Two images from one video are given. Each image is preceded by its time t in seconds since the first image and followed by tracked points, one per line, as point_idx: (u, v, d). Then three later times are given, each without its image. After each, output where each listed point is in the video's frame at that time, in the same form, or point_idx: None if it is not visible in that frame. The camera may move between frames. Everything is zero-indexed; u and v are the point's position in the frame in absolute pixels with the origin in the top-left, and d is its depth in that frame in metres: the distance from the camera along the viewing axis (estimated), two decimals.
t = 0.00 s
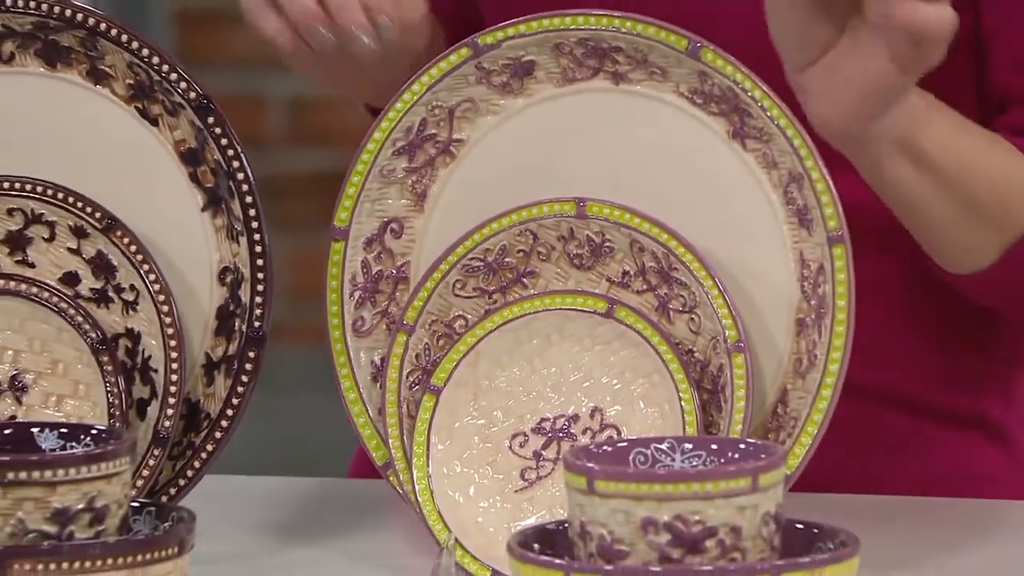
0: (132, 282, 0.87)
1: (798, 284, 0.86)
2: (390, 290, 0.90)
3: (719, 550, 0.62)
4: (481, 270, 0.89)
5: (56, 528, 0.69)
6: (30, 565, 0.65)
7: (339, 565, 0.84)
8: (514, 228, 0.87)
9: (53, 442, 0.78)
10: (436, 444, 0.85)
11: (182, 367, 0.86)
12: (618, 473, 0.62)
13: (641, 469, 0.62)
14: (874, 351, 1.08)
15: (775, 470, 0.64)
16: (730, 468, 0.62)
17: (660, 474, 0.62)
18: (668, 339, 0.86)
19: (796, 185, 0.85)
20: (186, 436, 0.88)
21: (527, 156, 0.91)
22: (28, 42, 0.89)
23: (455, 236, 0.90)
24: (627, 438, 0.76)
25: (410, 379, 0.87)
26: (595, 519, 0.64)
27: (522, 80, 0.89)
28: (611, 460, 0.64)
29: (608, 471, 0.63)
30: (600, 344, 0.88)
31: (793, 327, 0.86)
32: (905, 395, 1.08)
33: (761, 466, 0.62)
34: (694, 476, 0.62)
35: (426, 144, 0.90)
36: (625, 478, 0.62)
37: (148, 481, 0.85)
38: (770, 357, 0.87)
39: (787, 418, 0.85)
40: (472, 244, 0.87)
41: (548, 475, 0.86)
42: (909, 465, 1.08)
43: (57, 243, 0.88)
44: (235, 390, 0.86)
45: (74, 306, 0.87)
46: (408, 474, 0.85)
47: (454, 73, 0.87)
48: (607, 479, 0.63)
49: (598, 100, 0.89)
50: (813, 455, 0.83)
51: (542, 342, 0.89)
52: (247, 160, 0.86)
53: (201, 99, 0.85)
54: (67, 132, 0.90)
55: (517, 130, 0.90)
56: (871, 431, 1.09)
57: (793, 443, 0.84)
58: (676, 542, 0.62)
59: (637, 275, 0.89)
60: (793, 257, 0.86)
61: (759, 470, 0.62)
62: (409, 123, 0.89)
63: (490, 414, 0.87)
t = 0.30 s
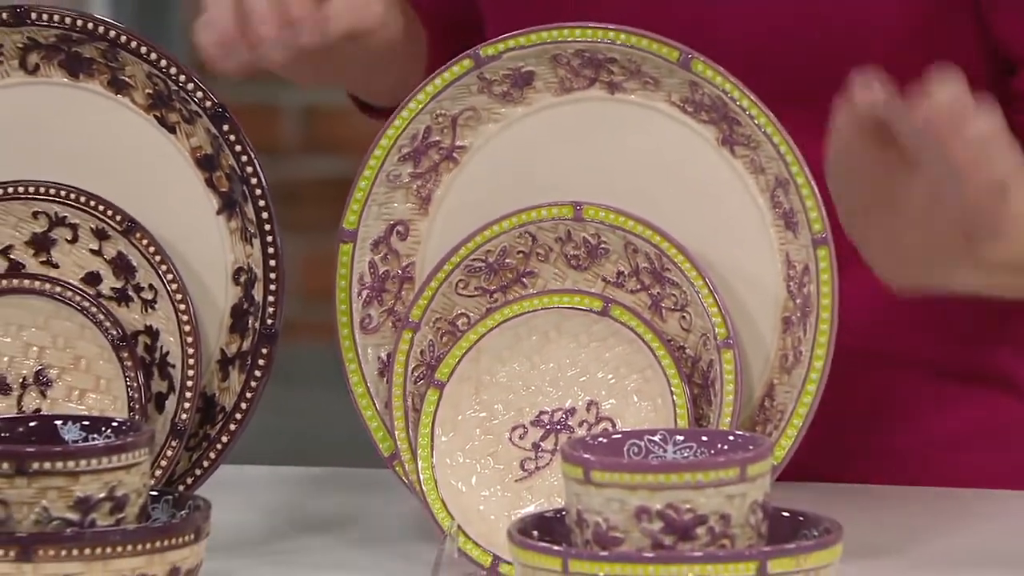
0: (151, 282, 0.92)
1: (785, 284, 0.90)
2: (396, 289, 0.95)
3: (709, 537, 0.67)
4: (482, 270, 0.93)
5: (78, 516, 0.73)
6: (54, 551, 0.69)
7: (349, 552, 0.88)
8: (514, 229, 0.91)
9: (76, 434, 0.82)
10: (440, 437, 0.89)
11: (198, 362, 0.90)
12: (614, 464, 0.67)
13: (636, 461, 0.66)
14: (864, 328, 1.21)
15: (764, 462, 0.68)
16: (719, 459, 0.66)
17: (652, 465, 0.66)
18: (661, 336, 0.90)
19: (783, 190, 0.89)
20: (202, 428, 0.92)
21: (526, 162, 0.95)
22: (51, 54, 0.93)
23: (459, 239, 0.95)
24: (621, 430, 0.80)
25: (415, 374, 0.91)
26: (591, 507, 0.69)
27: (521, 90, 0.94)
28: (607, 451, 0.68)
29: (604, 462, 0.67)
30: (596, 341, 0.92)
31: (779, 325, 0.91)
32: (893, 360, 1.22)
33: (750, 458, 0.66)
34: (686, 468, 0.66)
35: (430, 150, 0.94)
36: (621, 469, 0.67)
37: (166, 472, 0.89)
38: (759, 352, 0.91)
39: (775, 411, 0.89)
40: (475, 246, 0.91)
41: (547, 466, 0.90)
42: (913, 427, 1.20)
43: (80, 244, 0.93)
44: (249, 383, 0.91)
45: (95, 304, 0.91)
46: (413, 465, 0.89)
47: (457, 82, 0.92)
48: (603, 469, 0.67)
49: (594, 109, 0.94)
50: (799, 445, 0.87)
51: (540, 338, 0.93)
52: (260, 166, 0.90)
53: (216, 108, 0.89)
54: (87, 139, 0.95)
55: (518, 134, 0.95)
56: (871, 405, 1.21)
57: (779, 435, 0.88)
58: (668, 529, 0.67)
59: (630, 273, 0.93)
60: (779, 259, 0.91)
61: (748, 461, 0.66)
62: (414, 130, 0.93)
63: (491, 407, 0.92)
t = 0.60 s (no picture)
0: (169, 281, 0.96)
1: (772, 284, 0.95)
2: (402, 288, 0.99)
3: (700, 524, 0.71)
4: (484, 271, 0.98)
5: (100, 504, 0.76)
6: (76, 537, 0.73)
7: (358, 539, 0.93)
8: (514, 231, 0.96)
9: (99, 426, 0.87)
10: (445, 430, 0.94)
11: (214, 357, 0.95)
12: (609, 454, 0.71)
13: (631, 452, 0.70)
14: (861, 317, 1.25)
15: (752, 453, 0.73)
16: (710, 450, 0.71)
17: (646, 457, 0.70)
18: (654, 333, 0.95)
19: (770, 194, 0.94)
20: (218, 421, 0.97)
21: (526, 169, 1.00)
22: (74, 64, 0.98)
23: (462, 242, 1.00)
24: (616, 423, 0.84)
25: (420, 370, 0.95)
26: (588, 496, 0.73)
27: (521, 98, 0.98)
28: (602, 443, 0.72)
29: (599, 453, 0.71)
30: (593, 337, 0.97)
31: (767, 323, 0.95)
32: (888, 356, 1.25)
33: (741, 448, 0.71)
34: (678, 459, 0.70)
35: (434, 156, 0.99)
36: (616, 459, 0.71)
37: (183, 462, 0.94)
38: (748, 348, 0.95)
39: (763, 404, 0.94)
40: (477, 247, 0.96)
41: (546, 457, 0.95)
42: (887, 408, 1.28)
43: (101, 246, 0.97)
44: (262, 378, 0.96)
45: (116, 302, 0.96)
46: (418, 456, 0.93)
47: (461, 91, 0.96)
48: (598, 460, 0.71)
49: (593, 116, 0.98)
50: (786, 437, 0.92)
51: (539, 335, 0.97)
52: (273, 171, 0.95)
53: (232, 116, 0.94)
54: (108, 145, 1.00)
55: (520, 142, 0.99)
56: (854, 388, 1.28)
57: (767, 427, 0.93)
58: (661, 517, 0.71)
59: (625, 273, 0.98)
60: (767, 259, 0.95)
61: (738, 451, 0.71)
62: (420, 137, 0.98)
63: (492, 401, 0.96)
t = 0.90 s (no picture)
0: (182, 280, 1.00)
1: (765, 283, 0.98)
2: (407, 285, 1.03)
3: (696, 515, 0.74)
4: (487, 270, 1.01)
5: (115, 495, 0.79)
6: (92, 528, 0.75)
7: (365, 530, 0.96)
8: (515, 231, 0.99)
9: (114, 420, 0.90)
10: (448, 424, 0.97)
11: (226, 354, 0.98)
12: (608, 447, 0.74)
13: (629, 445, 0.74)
14: (842, 306, 1.28)
15: (745, 446, 0.76)
16: (705, 444, 0.74)
17: (643, 449, 0.73)
18: (651, 330, 0.98)
19: (763, 196, 0.97)
20: (229, 415, 1.00)
21: (526, 172, 1.03)
22: (91, 70, 1.01)
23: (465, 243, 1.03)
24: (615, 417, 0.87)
25: (425, 366, 0.99)
26: (587, 488, 0.76)
27: (522, 103, 1.01)
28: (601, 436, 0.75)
29: (599, 446, 0.74)
30: (592, 334, 1.00)
31: (760, 321, 0.98)
32: (868, 345, 1.28)
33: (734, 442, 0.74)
34: (674, 452, 0.73)
35: (437, 159, 1.02)
36: (615, 452, 0.74)
37: (196, 455, 0.97)
38: (741, 344, 0.99)
39: (757, 399, 0.97)
40: (479, 246, 0.99)
41: (546, 450, 0.98)
42: (879, 398, 1.29)
43: (116, 246, 1.01)
44: (272, 373, 0.99)
45: (131, 301, 0.99)
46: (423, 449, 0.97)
47: (464, 96, 1.00)
48: (598, 453, 0.74)
49: (593, 122, 1.02)
50: (778, 430, 0.95)
51: (540, 331, 1.00)
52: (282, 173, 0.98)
53: (242, 120, 0.97)
54: (123, 148, 1.03)
55: (520, 145, 1.03)
56: (843, 380, 1.30)
57: (760, 421, 0.96)
58: (658, 508, 0.74)
59: (622, 272, 1.01)
60: (759, 259, 0.99)
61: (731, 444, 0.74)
62: (424, 141, 1.01)
63: (495, 395, 0.99)
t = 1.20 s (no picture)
0: (195, 277, 1.02)
1: (761, 279, 1.01)
2: (413, 282, 1.05)
3: (694, 504, 0.77)
4: (490, 266, 1.04)
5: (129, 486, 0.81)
6: (107, 517, 0.78)
7: (372, 520, 0.99)
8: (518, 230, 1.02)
9: (130, 413, 0.92)
10: (454, 417, 0.99)
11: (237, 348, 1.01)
12: (607, 439, 0.77)
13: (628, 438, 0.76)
14: (829, 301, 1.31)
15: (741, 437, 0.78)
16: (703, 436, 0.76)
17: (643, 442, 0.76)
18: (651, 325, 1.01)
19: (760, 195, 1.00)
20: (240, 408, 1.03)
21: (529, 171, 1.06)
22: (106, 73, 1.04)
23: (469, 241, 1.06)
24: (616, 410, 0.90)
25: (431, 361, 1.01)
26: (589, 479, 0.78)
27: (525, 105, 1.04)
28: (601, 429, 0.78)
29: (599, 438, 0.77)
30: (594, 330, 1.03)
31: (757, 316, 1.01)
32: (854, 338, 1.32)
33: (731, 434, 0.76)
34: (671, 445, 0.76)
35: (443, 159, 1.05)
36: (614, 444, 0.77)
37: (209, 446, 1.00)
38: (738, 339, 1.01)
39: (754, 392, 1.00)
40: (483, 244, 1.02)
41: (547, 442, 1.01)
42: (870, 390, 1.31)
43: (131, 243, 1.04)
44: (282, 367, 1.01)
45: (145, 297, 1.02)
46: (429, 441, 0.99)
47: (468, 98, 1.02)
48: (598, 444, 0.77)
49: (592, 124, 1.05)
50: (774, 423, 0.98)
51: (543, 327, 1.03)
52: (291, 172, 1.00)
53: (253, 121, 1.00)
54: (137, 148, 1.06)
55: (523, 148, 1.06)
56: (838, 375, 1.32)
57: (757, 413, 0.99)
58: (657, 498, 0.77)
59: (624, 269, 1.04)
60: (756, 256, 1.01)
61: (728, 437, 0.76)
62: (430, 142, 1.03)
63: (498, 389, 1.02)
